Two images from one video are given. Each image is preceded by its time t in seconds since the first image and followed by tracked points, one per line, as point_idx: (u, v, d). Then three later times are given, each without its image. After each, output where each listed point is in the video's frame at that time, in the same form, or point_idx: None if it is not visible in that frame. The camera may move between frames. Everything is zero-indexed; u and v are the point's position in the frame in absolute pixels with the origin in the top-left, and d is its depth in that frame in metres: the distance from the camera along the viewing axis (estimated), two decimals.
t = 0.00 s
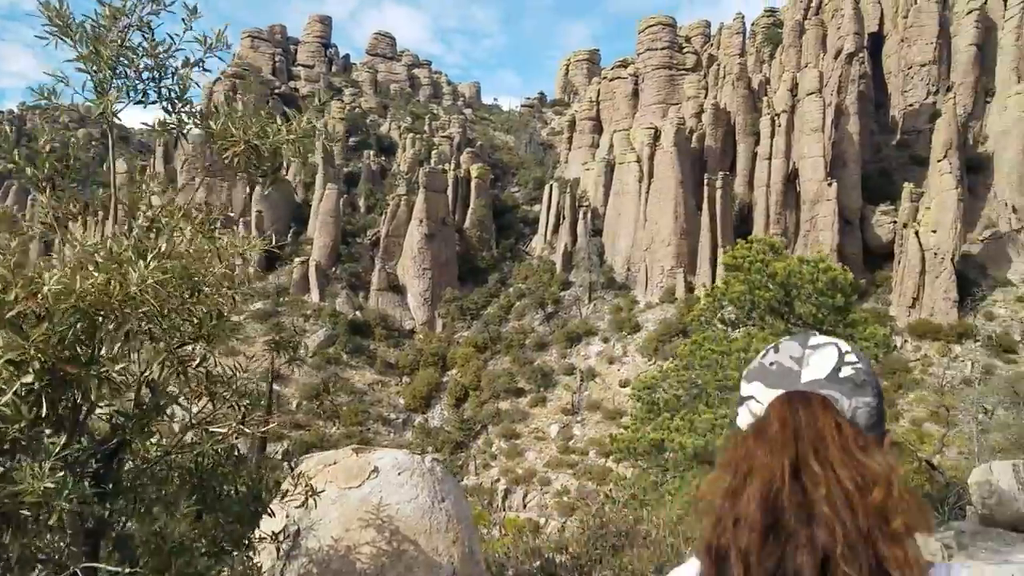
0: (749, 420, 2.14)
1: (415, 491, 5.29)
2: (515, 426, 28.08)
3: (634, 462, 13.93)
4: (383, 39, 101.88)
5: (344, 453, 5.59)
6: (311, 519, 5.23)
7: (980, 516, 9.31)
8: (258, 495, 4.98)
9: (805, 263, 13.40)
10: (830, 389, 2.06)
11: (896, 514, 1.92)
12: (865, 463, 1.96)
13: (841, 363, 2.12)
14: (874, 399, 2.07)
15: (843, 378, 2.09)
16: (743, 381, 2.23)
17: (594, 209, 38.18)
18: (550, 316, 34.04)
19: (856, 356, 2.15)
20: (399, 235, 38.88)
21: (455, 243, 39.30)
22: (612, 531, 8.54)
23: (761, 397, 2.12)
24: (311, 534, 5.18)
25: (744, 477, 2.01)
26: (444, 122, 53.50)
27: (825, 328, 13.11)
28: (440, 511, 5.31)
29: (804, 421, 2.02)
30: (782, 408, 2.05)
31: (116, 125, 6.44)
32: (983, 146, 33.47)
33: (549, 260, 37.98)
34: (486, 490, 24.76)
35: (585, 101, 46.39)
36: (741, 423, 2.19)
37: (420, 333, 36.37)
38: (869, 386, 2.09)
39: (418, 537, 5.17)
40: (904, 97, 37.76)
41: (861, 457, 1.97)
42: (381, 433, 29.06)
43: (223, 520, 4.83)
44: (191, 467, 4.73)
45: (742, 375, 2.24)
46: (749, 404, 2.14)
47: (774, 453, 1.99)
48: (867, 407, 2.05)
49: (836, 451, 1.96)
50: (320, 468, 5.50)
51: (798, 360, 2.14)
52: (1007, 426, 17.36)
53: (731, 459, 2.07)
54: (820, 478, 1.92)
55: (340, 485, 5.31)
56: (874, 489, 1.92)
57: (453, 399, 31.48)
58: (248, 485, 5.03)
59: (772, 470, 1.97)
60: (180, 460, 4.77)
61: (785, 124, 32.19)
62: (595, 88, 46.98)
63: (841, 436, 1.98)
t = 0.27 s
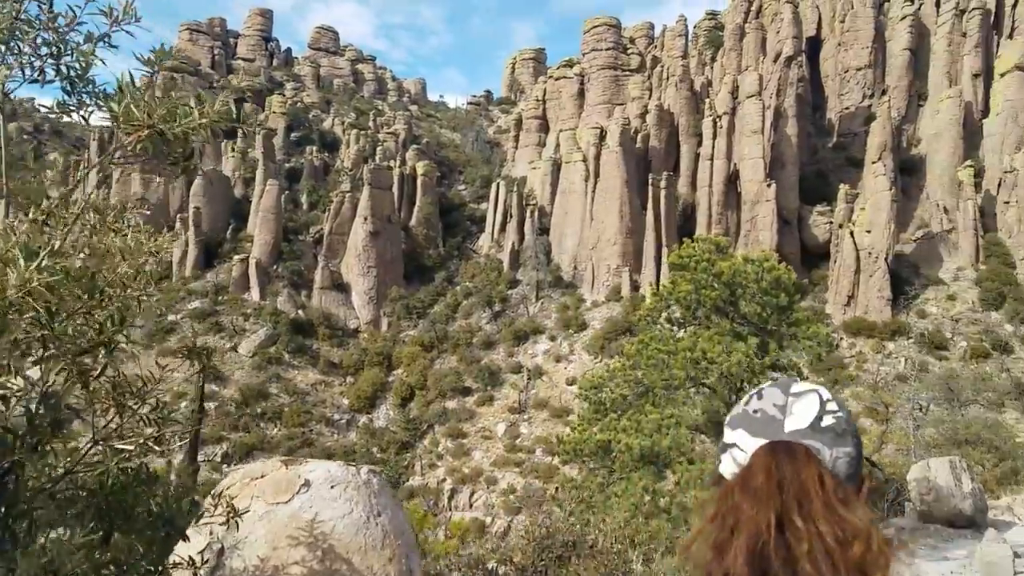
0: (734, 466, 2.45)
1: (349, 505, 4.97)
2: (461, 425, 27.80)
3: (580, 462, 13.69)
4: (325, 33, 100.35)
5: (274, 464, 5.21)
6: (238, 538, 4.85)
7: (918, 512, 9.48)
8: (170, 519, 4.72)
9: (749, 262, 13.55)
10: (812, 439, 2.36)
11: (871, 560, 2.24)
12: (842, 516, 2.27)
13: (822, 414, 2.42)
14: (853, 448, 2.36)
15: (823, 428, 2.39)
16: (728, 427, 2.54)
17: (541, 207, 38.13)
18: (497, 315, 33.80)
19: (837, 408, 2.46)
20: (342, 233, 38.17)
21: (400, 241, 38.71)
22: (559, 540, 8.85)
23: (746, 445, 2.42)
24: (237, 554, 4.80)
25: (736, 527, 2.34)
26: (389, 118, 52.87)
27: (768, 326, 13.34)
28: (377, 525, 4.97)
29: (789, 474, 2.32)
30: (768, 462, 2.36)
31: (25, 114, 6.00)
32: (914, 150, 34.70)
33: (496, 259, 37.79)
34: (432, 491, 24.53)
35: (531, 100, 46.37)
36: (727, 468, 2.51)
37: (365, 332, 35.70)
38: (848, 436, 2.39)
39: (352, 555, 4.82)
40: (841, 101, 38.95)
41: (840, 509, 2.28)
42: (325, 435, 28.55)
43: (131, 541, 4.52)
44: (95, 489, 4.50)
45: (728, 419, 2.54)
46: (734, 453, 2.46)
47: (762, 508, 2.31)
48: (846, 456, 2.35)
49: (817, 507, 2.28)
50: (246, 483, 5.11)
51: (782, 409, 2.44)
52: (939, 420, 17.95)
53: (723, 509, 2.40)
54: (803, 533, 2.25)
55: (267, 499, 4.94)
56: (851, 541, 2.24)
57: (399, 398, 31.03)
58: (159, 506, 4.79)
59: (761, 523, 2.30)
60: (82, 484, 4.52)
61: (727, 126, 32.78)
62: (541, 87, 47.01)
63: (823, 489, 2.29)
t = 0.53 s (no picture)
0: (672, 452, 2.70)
1: (276, 506, 4.24)
2: (425, 425, 27.51)
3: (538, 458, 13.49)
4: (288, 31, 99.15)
5: (195, 459, 4.44)
6: (154, 541, 4.18)
7: (875, 506, 9.59)
8: (63, 523, 4.96)
9: (708, 256, 13.53)
10: (742, 427, 2.60)
11: (779, 542, 2.29)
12: (756, 500, 2.35)
13: (755, 407, 2.70)
14: (781, 438, 2.58)
15: (756, 419, 2.64)
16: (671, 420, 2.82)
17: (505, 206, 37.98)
18: (462, 314, 33.55)
19: (769, 402, 2.73)
20: (304, 231, 37.62)
21: (364, 240, 38.25)
22: (503, 538, 8.78)
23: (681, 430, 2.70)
24: (153, 559, 4.13)
25: (654, 506, 2.44)
26: (352, 116, 52.31)
27: (725, 321, 13.37)
28: (307, 529, 4.26)
29: (712, 457, 2.41)
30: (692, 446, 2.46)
31: None
32: (870, 150, 35.40)
33: (460, 257, 37.57)
34: (396, 492, 24.32)
35: (495, 98, 46.22)
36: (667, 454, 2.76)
37: (327, 331, 35.16)
38: (777, 427, 2.63)
39: (277, 559, 4.15)
40: (800, 101, 39.72)
41: (756, 491, 2.36)
42: (287, 436, 28.18)
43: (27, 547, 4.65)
44: None
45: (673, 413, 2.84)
46: (671, 440, 2.72)
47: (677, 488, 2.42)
48: (774, 445, 2.56)
49: (732, 488, 2.36)
50: (167, 482, 4.39)
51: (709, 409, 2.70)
52: (896, 415, 18.26)
53: (648, 486, 2.51)
54: (712, 513, 2.34)
55: (186, 499, 4.23)
56: (759, 523, 2.31)
57: (362, 398, 30.61)
58: (52, 509, 5.07)
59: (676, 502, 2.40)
60: None
61: (688, 126, 33.10)
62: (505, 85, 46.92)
63: (741, 472, 2.36)
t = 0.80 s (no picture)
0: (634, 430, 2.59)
1: (171, 502, 4.31)
2: (385, 424, 27.10)
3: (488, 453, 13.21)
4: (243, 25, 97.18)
5: (88, 457, 4.51)
6: (38, 540, 4.18)
7: (827, 498, 9.71)
8: None
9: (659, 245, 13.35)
10: (706, 410, 2.46)
11: (735, 530, 2.29)
12: (713, 483, 2.34)
13: (719, 390, 2.52)
14: (746, 422, 2.45)
15: (721, 402, 2.49)
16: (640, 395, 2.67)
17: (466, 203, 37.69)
18: (422, 312, 33.18)
19: (736, 384, 2.56)
20: (261, 228, 36.88)
21: (322, 237, 37.66)
22: (430, 535, 8.78)
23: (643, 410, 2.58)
24: (34, 561, 4.12)
25: (615, 486, 2.45)
26: (309, 112, 51.48)
27: (676, 311, 13.13)
28: (204, 525, 4.35)
29: (672, 438, 2.40)
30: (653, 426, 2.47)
31: None
32: (825, 150, 36.07)
33: (421, 255, 37.18)
34: (356, 493, 23.98)
35: (455, 95, 45.91)
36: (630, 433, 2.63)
37: (284, 330, 34.51)
38: (743, 410, 2.48)
39: (171, 560, 4.21)
40: (757, 100, 40.31)
41: (712, 473, 2.35)
42: (242, 437, 27.49)
43: None
44: None
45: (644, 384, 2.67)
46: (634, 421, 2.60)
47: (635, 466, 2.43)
48: (740, 430, 2.43)
49: (688, 470, 2.35)
50: (55, 479, 4.43)
51: (678, 380, 2.57)
52: (849, 408, 18.59)
53: (611, 466, 2.51)
54: (667, 491, 2.34)
55: (76, 495, 4.26)
56: (715, 506, 2.30)
57: (320, 398, 30.02)
58: None
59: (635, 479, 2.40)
60: None
61: (648, 124, 33.30)
62: (465, 82, 46.63)
63: (699, 454, 2.35)
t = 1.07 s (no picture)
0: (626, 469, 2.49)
1: (71, 523, 4.31)
2: (348, 425, 26.70)
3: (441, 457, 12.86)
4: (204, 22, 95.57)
5: None
6: None
7: (785, 500, 9.77)
8: None
9: (616, 245, 12.69)
10: (700, 444, 2.41)
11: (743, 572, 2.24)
12: (716, 524, 2.26)
13: (713, 422, 2.48)
14: (740, 455, 2.40)
15: (714, 435, 2.44)
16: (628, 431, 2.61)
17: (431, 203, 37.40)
18: (386, 312, 32.82)
19: (729, 415, 2.51)
20: (222, 227, 36.18)
21: (285, 236, 37.06)
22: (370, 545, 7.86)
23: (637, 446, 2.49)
24: None
25: (614, 530, 2.36)
26: (272, 110, 50.72)
27: (634, 313, 12.55)
28: (107, 546, 4.33)
29: (670, 477, 2.32)
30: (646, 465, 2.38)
31: None
32: (786, 153, 36.61)
33: (385, 255, 36.78)
34: (319, 495, 23.60)
35: (420, 94, 45.60)
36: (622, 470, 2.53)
37: (245, 330, 33.84)
38: (737, 442, 2.43)
39: None
40: (719, 104, 40.95)
41: (713, 511, 2.28)
42: (202, 439, 26.86)
43: None
44: None
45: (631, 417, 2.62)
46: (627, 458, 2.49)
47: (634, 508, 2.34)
48: (734, 464, 2.39)
49: (690, 509, 2.27)
50: None
51: (673, 413, 2.51)
52: (808, 409, 18.85)
53: (605, 510, 2.42)
54: (670, 533, 2.25)
55: None
56: (718, 546, 2.23)
57: (282, 399, 29.46)
58: None
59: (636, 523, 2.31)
60: None
61: (613, 126, 33.43)
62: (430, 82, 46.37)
63: (700, 493, 2.28)
